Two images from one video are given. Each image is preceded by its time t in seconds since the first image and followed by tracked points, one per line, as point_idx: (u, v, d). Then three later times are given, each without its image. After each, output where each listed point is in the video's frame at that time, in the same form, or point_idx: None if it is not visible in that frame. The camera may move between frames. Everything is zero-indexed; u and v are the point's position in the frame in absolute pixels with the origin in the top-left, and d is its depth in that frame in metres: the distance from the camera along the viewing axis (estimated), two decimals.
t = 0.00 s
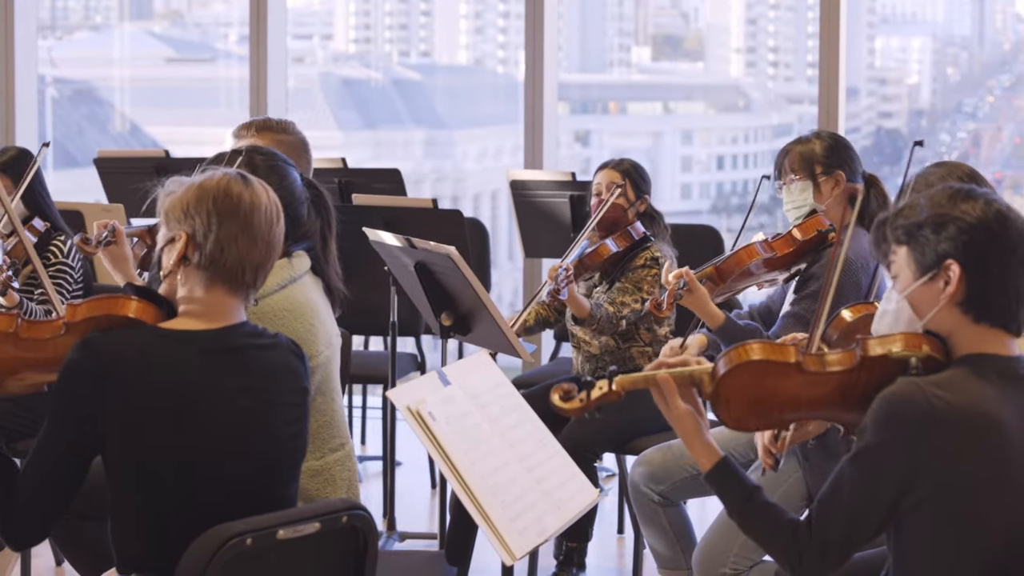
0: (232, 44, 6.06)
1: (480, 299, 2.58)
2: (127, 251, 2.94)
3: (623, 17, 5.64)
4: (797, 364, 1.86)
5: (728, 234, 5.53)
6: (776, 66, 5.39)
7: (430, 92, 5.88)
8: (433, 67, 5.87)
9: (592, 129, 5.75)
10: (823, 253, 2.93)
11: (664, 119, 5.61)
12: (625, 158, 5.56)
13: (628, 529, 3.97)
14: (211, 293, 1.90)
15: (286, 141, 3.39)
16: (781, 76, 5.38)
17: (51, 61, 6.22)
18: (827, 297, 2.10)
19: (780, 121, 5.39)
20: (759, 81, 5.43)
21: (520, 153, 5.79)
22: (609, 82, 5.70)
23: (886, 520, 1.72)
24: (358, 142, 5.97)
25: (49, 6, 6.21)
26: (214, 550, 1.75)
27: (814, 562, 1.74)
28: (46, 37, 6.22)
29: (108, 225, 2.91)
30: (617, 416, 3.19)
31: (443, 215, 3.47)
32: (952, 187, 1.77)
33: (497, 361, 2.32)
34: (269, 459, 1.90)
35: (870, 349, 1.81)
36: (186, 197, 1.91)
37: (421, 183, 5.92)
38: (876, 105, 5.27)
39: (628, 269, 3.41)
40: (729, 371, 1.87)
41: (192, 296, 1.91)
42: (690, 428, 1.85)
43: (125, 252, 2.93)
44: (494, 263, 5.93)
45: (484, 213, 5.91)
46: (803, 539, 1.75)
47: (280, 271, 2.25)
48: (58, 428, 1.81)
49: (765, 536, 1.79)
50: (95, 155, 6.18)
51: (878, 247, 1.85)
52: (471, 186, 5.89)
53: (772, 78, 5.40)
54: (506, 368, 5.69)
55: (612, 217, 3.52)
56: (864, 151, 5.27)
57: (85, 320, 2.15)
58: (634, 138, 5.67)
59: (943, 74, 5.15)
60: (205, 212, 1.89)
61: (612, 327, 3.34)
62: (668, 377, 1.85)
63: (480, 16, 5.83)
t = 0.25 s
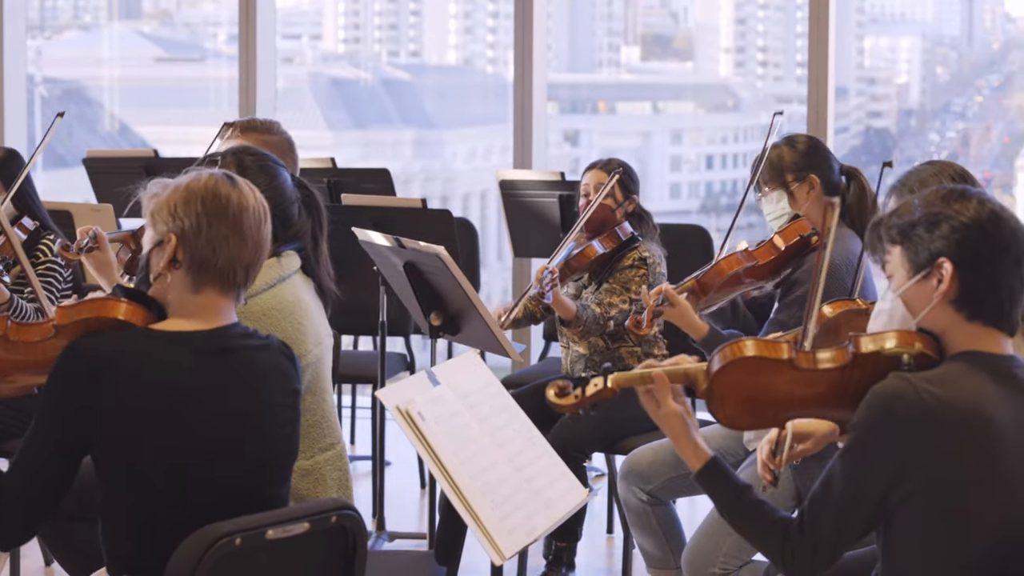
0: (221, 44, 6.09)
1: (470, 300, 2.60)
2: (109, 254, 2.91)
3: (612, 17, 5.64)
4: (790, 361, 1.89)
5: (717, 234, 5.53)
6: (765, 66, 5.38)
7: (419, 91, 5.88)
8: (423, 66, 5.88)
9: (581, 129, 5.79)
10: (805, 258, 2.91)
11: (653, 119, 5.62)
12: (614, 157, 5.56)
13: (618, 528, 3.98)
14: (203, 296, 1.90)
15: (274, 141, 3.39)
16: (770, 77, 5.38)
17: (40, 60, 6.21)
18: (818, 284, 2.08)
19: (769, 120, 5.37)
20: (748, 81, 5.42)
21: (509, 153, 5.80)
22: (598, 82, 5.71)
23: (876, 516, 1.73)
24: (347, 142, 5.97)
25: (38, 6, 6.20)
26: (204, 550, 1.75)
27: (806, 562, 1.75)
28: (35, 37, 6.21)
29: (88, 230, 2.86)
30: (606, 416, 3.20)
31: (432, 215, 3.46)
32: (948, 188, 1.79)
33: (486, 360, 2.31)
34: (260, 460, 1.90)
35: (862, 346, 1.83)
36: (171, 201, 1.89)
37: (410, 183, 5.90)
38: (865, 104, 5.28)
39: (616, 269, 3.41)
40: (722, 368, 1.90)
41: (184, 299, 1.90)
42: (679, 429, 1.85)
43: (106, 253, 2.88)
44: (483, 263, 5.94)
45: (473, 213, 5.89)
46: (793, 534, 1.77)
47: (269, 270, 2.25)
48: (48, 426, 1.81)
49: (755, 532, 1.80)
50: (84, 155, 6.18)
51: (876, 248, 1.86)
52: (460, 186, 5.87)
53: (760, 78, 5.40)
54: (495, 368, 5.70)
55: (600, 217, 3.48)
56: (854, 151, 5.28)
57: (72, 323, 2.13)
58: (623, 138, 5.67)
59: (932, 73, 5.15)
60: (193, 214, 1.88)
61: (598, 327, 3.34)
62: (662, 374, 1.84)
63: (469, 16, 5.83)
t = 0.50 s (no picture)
0: (209, 44, 6.07)
1: (457, 301, 2.61)
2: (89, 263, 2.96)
3: (599, 16, 5.66)
4: (780, 362, 1.87)
5: (704, 234, 5.54)
6: (751, 66, 5.39)
7: (406, 91, 5.89)
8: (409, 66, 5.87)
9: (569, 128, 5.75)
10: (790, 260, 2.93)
11: (641, 118, 5.62)
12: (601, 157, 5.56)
13: (605, 528, 3.98)
14: (188, 295, 1.90)
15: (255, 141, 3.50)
16: (756, 77, 5.39)
17: (27, 60, 6.20)
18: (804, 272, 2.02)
19: (756, 121, 5.40)
20: (736, 82, 5.44)
21: (496, 153, 5.81)
22: (586, 81, 5.72)
23: (861, 514, 1.72)
24: (334, 142, 5.98)
25: (24, 6, 6.18)
26: (192, 548, 1.75)
27: (785, 558, 1.75)
28: (21, 37, 6.19)
29: (68, 239, 2.89)
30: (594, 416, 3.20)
31: (424, 217, 3.46)
32: (938, 187, 1.79)
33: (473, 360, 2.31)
34: (248, 460, 1.91)
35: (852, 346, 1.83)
36: (153, 202, 1.89)
37: (397, 183, 5.91)
38: (851, 104, 5.27)
39: (601, 272, 3.41)
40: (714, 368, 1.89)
41: (168, 300, 1.90)
42: (645, 437, 1.88)
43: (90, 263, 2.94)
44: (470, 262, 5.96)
45: (460, 213, 5.91)
46: (775, 533, 1.77)
47: (257, 270, 2.25)
48: (34, 430, 1.80)
49: (738, 533, 1.81)
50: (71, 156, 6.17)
51: (868, 248, 1.87)
52: (447, 185, 5.89)
53: (747, 78, 5.41)
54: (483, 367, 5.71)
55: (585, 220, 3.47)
56: (841, 150, 5.29)
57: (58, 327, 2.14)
58: (610, 138, 5.67)
59: (919, 73, 5.16)
60: (175, 215, 1.88)
61: (582, 331, 3.37)
62: (623, 383, 1.88)
63: (455, 16, 5.85)
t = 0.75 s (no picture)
0: (195, 44, 6.09)
1: (444, 301, 2.63)
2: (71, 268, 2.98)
3: (586, 16, 5.66)
4: (768, 361, 1.87)
5: (691, 234, 5.54)
6: (738, 66, 5.41)
7: (393, 92, 5.89)
8: (396, 66, 5.87)
9: (555, 128, 5.77)
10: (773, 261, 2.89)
11: (629, 118, 5.61)
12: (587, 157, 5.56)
13: (592, 528, 3.98)
14: (174, 295, 1.90)
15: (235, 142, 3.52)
16: (743, 77, 5.41)
17: (14, 60, 6.17)
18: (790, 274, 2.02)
19: (743, 120, 5.41)
20: (722, 82, 5.45)
21: (483, 153, 5.81)
22: (573, 82, 5.71)
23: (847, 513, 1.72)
24: (321, 142, 5.97)
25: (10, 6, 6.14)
26: (178, 549, 1.74)
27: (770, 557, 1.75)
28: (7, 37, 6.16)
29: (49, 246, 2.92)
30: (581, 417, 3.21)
31: (410, 218, 3.45)
32: (926, 187, 1.79)
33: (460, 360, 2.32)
34: (237, 460, 1.90)
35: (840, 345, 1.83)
36: (135, 205, 1.89)
37: (384, 183, 5.91)
38: (838, 104, 5.27)
39: (587, 274, 3.41)
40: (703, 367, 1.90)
41: (155, 300, 1.90)
42: (630, 432, 1.87)
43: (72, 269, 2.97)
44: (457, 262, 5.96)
45: (446, 213, 5.91)
46: (760, 532, 1.76)
47: (244, 270, 2.25)
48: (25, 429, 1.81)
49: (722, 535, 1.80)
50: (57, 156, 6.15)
51: (856, 248, 1.87)
52: (433, 185, 5.89)
53: (734, 78, 5.43)
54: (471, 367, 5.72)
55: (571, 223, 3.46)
56: (827, 151, 5.29)
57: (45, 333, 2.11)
58: (597, 138, 5.67)
59: (905, 73, 5.16)
60: (158, 217, 1.88)
61: (568, 332, 3.38)
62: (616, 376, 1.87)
63: (442, 16, 5.85)
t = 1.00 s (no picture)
0: (182, 45, 6.09)
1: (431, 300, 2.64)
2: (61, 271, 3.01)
3: (574, 16, 5.66)
4: (759, 361, 1.87)
5: (678, 233, 5.55)
6: (726, 66, 5.41)
7: (380, 92, 5.89)
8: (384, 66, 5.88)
9: (543, 127, 5.77)
10: (756, 259, 2.90)
11: (616, 118, 5.63)
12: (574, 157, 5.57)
13: (580, 527, 3.99)
14: (160, 296, 1.91)
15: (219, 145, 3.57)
16: (730, 77, 5.41)
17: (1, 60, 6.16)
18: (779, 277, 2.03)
19: (730, 120, 5.41)
20: (710, 82, 5.45)
21: (470, 153, 5.82)
22: (560, 82, 5.72)
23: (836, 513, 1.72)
24: (309, 142, 5.98)
25: None
26: (167, 549, 1.75)
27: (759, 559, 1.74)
28: None
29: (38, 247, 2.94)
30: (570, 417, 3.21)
31: (397, 217, 3.46)
32: (914, 187, 1.80)
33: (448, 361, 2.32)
34: (226, 458, 1.90)
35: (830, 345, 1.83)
36: (118, 209, 1.90)
37: (371, 183, 5.91)
38: (826, 104, 5.28)
39: (576, 274, 3.41)
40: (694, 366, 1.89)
41: (142, 301, 1.91)
42: (626, 431, 1.86)
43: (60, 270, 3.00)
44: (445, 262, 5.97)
45: (434, 213, 5.91)
46: (752, 532, 1.75)
47: (232, 270, 2.25)
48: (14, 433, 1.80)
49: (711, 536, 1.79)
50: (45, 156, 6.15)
51: (845, 249, 1.87)
52: (421, 185, 5.90)
53: (721, 78, 5.43)
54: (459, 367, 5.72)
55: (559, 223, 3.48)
56: (815, 150, 5.30)
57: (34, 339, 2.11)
58: (585, 138, 5.68)
59: (893, 72, 5.16)
60: (142, 220, 1.89)
61: (555, 332, 3.38)
62: (607, 375, 1.87)
63: (429, 16, 5.85)
